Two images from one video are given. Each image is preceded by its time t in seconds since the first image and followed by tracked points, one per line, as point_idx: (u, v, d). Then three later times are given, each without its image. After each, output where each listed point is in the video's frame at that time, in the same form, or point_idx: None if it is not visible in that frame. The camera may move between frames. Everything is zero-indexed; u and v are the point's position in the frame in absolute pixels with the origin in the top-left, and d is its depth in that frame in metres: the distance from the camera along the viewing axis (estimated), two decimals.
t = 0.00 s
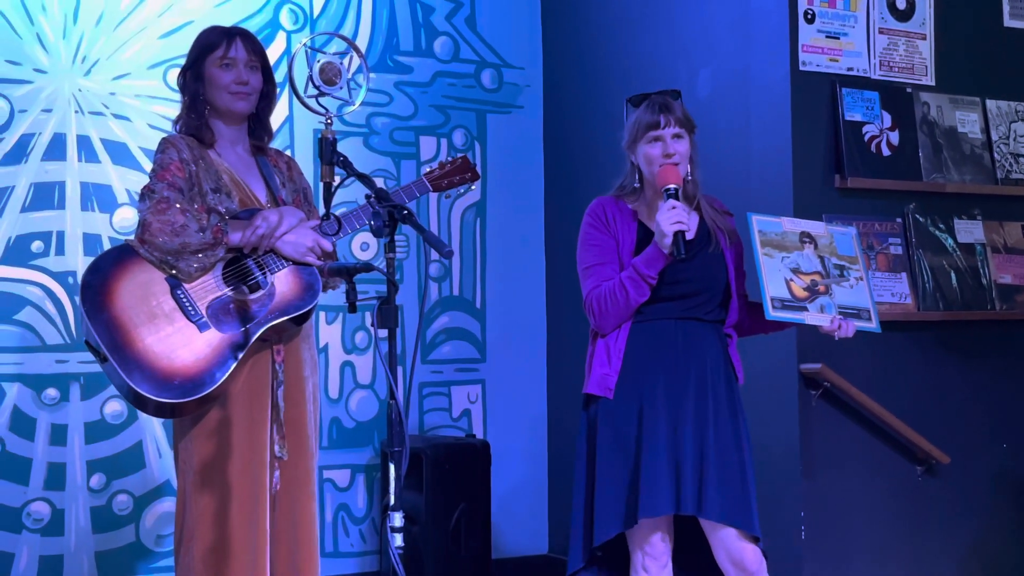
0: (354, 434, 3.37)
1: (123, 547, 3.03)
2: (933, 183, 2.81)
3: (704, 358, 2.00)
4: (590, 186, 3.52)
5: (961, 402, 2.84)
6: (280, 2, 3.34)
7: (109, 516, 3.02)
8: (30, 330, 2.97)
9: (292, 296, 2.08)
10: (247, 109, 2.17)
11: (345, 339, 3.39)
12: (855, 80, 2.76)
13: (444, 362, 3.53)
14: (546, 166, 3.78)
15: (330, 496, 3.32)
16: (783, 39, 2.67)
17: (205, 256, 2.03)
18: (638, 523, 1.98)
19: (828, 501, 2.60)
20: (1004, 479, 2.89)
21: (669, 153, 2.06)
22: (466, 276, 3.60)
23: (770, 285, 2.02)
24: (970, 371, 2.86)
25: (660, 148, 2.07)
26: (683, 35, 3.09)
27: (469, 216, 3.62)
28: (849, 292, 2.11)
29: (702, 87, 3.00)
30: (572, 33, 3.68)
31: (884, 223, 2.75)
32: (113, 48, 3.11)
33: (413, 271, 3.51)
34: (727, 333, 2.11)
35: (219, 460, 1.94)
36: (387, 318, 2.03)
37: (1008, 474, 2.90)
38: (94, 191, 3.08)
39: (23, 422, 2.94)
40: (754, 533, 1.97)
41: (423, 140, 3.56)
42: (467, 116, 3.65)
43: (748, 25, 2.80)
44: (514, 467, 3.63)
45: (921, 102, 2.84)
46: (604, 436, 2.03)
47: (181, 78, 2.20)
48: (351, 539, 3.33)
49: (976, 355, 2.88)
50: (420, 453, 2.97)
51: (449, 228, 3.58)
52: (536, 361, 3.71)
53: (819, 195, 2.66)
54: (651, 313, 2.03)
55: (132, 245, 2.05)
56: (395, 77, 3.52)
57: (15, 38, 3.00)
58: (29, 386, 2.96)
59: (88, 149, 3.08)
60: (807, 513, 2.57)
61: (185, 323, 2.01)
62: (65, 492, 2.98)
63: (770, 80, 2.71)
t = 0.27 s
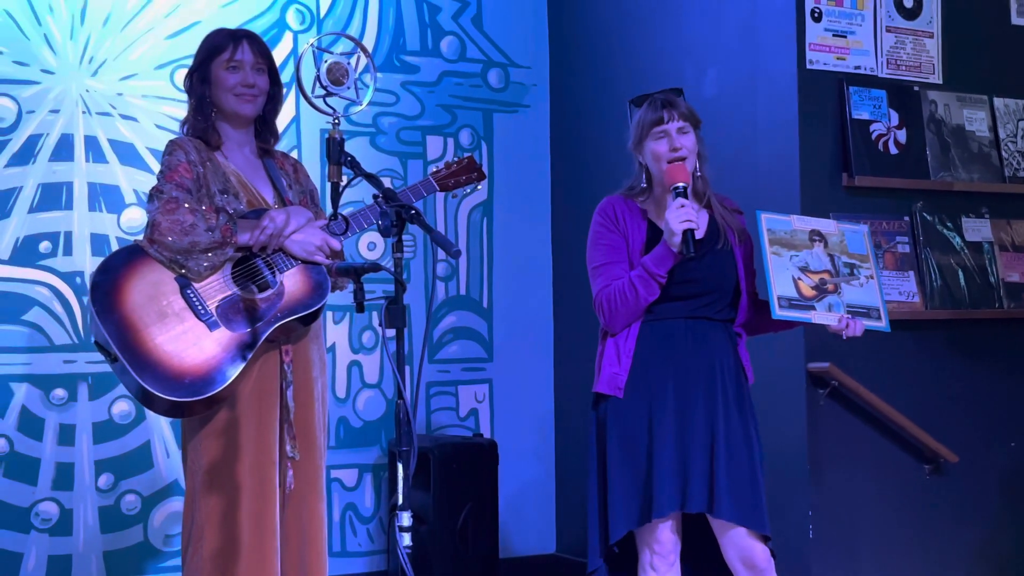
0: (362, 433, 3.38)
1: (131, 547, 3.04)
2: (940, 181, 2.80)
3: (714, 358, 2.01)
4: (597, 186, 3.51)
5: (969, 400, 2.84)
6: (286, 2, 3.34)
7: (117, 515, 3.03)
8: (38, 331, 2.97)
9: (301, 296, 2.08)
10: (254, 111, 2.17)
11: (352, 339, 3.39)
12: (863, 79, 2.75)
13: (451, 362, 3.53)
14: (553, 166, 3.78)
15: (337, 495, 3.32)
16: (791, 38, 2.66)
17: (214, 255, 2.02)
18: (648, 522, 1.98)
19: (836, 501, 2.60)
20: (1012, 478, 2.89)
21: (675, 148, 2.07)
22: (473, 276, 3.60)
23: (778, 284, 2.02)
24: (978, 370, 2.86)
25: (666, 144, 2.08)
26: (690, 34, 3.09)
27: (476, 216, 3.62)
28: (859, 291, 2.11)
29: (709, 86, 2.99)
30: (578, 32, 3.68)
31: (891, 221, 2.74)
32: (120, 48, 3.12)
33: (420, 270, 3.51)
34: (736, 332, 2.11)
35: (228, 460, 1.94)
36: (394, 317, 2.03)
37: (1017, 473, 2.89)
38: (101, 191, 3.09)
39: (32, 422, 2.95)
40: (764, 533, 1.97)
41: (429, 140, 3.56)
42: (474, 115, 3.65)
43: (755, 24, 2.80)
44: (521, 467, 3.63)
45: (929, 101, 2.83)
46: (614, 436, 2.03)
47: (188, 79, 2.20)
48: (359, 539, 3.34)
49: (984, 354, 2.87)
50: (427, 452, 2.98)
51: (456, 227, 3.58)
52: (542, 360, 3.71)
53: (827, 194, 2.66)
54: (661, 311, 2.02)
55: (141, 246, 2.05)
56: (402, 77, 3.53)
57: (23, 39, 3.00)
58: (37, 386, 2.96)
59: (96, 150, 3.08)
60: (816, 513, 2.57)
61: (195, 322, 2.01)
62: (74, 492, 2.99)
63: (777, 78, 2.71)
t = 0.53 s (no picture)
0: (366, 433, 3.38)
1: (135, 546, 3.04)
2: (944, 181, 2.80)
3: (719, 357, 2.01)
4: (600, 185, 3.51)
5: (974, 399, 2.83)
6: (290, 2, 3.34)
7: (122, 515, 3.03)
8: (42, 330, 2.98)
9: (306, 295, 2.09)
10: (257, 111, 2.17)
11: (356, 338, 3.39)
12: (867, 78, 2.75)
13: (455, 361, 3.53)
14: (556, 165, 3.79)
15: (342, 495, 3.32)
16: (794, 37, 2.66)
17: (221, 254, 2.03)
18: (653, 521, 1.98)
19: (841, 500, 2.60)
20: (1016, 477, 2.88)
21: (681, 139, 2.08)
22: (476, 275, 3.60)
23: (786, 284, 2.02)
24: (982, 369, 2.86)
25: (673, 137, 2.09)
26: (694, 33, 3.09)
27: (480, 216, 3.62)
28: (868, 288, 2.11)
29: (713, 85, 2.99)
30: (582, 31, 3.68)
31: (896, 221, 2.73)
32: (124, 48, 3.12)
33: (424, 270, 3.51)
34: (745, 331, 2.10)
35: (231, 460, 1.94)
36: (398, 317, 2.04)
37: (1021, 472, 2.89)
38: (105, 191, 3.09)
39: (36, 422, 2.95)
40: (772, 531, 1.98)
41: (433, 139, 3.56)
42: (478, 115, 3.65)
43: (759, 23, 2.80)
44: (525, 466, 3.63)
45: (933, 100, 2.83)
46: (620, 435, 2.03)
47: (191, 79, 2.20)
48: (362, 538, 3.34)
49: (989, 354, 2.87)
50: (430, 451, 2.98)
51: (460, 227, 3.58)
52: (546, 360, 3.71)
53: (831, 193, 2.66)
54: (671, 312, 2.02)
55: (146, 244, 2.05)
56: (406, 76, 3.53)
57: (27, 38, 3.01)
58: (42, 385, 2.97)
59: (100, 149, 3.09)
60: (820, 512, 2.57)
61: (199, 320, 2.01)
62: (78, 491, 2.99)
63: (781, 77, 2.70)
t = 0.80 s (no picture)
0: (368, 432, 3.38)
1: (137, 545, 3.04)
2: (947, 179, 2.80)
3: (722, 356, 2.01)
4: (602, 184, 3.51)
5: (976, 398, 2.83)
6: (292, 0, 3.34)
7: (124, 514, 3.03)
8: (45, 329, 2.98)
9: (307, 294, 2.08)
10: (258, 110, 2.17)
11: (357, 337, 3.39)
12: (869, 77, 2.75)
13: (457, 360, 3.53)
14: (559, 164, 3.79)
15: (344, 494, 3.32)
16: (796, 36, 2.66)
17: (224, 252, 2.04)
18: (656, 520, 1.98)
19: (843, 499, 2.60)
20: (1018, 476, 2.88)
21: (693, 139, 2.08)
22: (478, 274, 3.60)
23: (787, 288, 2.02)
24: (985, 367, 2.85)
25: (685, 135, 2.08)
26: (696, 32, 3.09)
27: (482, 215, 3.62)
28: (869, 289, 2.11)
29: (715, 83, 2.99)
30: (584, 30, 3.68)
31: (898, 219, 2.74)
32: (126, 47, 3.12)
33: (426, 268, 3.51)
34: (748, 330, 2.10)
35: (232, 459, 1.94)
36: (400, 315, 2.05)
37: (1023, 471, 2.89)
38: (107, 190, 3.09)
39: (39, 421, 2.95)
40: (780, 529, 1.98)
41: (435, 138, 3.56)
42: (480, 113, 3.65)
43: (761, 21, 2.79)
44: (527, 465, 3.63)
45: (935, 98, 2.83)
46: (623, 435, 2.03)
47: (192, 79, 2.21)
48: (364, 537, 3.34)
49: (991, 352, 2.87)
50: (432, 450, 2.98)
51: (462, 226, 3.58)
52: (548, 359, 3.71)
53: (833, 192, 2.65)
54: (673, 314, 2.02)
55: (149, 243, 2.06)
56: (407, 75, 3.53)
57: (28, 37, 3.00)
58: (44, 384, 2.97)
59: (102, 149, 3.09)
60: (823, 511, 2.56)
61: (201, 319, 2.01)
62: (80, 490, 2.99)
63: (783, 76, 2.70)
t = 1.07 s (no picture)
0: (368, 431, 3.38)
1: (138, 544, 3.04)
2: (947, 178, 2.80)
3: (721, 355, 2.01)
4: (602, 183, 3.51)
5: (976, 397, 2.83)
6: None
7: (124, 513, 3.03)
8: (46, 329, 2.98)
9: (306, 293, 2.08)
10: (257, 109, 2.17)
11: (358, 336, 3.39)
12: (869, 76, 2.74)
13: (457, 359, 3.53)
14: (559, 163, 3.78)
15: (344, 492, 3.32)
16: (797, 34, 2.65)
17: (221, 252, 2.04)
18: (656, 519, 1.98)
19: (843, 498, 2.60)
20: (1019, 476, 2.88)
21: (698, 148, 2.07)
22: (478, 273, 3.60)
23: (784, 290, 2.02)
24: (985, 366, 2.85)
25: (690, 144, 2.07)
26: (697, 31, 3.08)
27: (482, 214, 3.62)
28: (865, 293, 2.11)
29: (716, 82, 2.98)
30: (584, 29, 3.68)
31: (898, 218, 2.73)
32: (126, 46, 3.12)
33: (426, 267, 3.52)
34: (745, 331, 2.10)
35: (232, 459, 1.94)
36: (400, 314, 2.05)
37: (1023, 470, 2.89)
38: (108, 189, 3.09)
39: (39, 420, 2.95)
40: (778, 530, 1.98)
41: (435, 137, 3.56)
42: (480, 112, 3.65)
43: (762, 20, 2.79)
44: (528, 464, 3.63)
45: (936, 97, 2.83)
46: (622, 434, 2.03)
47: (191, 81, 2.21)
48: (365, 536, 3.34)
49: (991, 352, 2.87)
50: (433, 449, 2.99)
51: (462, 225, 3.58)
52: (548, 358, 3.71)
53: (834, 191, 2.65)
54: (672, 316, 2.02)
55: (148, 243, 2.06)
56: (408, 74, 3.53)
57: (29, 36, 3.00)
58: (45, 383, 2.97)
59: (102, 148, 3.09)
60: (823, 510, 2.56)
61: (199, 318, 2.01)
62: (80, 489, 2.99)
63: (784, 75, 2.70)
